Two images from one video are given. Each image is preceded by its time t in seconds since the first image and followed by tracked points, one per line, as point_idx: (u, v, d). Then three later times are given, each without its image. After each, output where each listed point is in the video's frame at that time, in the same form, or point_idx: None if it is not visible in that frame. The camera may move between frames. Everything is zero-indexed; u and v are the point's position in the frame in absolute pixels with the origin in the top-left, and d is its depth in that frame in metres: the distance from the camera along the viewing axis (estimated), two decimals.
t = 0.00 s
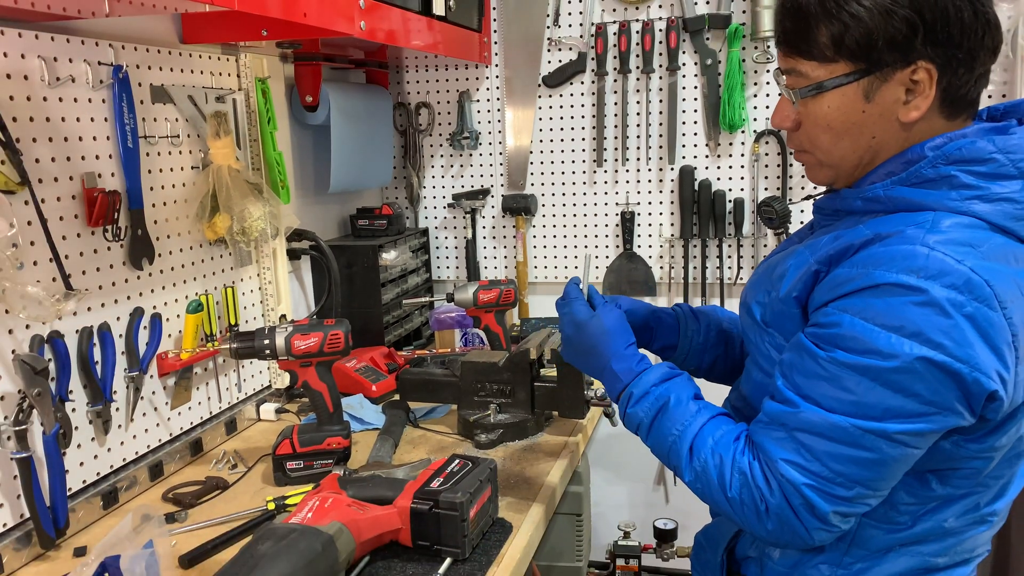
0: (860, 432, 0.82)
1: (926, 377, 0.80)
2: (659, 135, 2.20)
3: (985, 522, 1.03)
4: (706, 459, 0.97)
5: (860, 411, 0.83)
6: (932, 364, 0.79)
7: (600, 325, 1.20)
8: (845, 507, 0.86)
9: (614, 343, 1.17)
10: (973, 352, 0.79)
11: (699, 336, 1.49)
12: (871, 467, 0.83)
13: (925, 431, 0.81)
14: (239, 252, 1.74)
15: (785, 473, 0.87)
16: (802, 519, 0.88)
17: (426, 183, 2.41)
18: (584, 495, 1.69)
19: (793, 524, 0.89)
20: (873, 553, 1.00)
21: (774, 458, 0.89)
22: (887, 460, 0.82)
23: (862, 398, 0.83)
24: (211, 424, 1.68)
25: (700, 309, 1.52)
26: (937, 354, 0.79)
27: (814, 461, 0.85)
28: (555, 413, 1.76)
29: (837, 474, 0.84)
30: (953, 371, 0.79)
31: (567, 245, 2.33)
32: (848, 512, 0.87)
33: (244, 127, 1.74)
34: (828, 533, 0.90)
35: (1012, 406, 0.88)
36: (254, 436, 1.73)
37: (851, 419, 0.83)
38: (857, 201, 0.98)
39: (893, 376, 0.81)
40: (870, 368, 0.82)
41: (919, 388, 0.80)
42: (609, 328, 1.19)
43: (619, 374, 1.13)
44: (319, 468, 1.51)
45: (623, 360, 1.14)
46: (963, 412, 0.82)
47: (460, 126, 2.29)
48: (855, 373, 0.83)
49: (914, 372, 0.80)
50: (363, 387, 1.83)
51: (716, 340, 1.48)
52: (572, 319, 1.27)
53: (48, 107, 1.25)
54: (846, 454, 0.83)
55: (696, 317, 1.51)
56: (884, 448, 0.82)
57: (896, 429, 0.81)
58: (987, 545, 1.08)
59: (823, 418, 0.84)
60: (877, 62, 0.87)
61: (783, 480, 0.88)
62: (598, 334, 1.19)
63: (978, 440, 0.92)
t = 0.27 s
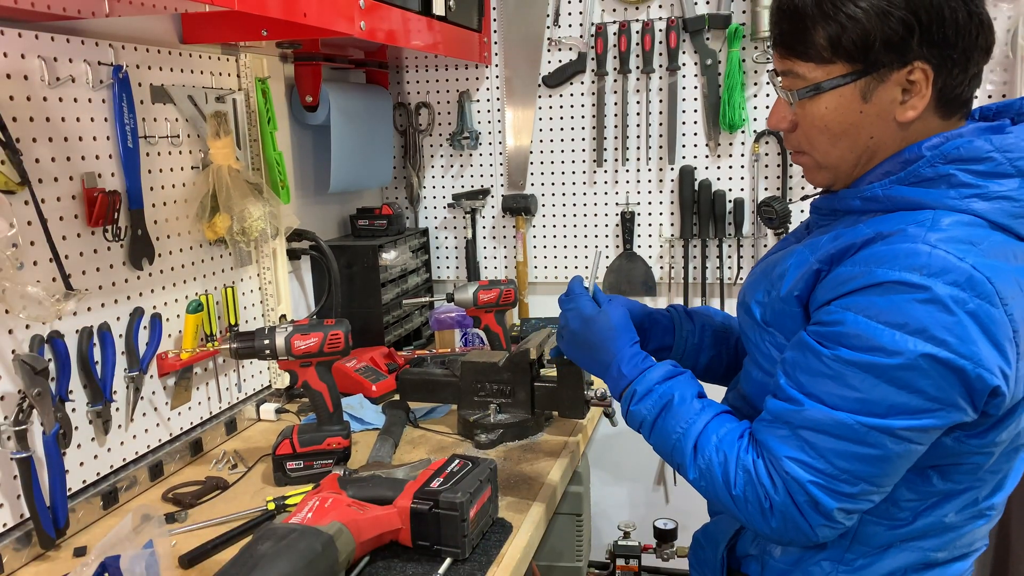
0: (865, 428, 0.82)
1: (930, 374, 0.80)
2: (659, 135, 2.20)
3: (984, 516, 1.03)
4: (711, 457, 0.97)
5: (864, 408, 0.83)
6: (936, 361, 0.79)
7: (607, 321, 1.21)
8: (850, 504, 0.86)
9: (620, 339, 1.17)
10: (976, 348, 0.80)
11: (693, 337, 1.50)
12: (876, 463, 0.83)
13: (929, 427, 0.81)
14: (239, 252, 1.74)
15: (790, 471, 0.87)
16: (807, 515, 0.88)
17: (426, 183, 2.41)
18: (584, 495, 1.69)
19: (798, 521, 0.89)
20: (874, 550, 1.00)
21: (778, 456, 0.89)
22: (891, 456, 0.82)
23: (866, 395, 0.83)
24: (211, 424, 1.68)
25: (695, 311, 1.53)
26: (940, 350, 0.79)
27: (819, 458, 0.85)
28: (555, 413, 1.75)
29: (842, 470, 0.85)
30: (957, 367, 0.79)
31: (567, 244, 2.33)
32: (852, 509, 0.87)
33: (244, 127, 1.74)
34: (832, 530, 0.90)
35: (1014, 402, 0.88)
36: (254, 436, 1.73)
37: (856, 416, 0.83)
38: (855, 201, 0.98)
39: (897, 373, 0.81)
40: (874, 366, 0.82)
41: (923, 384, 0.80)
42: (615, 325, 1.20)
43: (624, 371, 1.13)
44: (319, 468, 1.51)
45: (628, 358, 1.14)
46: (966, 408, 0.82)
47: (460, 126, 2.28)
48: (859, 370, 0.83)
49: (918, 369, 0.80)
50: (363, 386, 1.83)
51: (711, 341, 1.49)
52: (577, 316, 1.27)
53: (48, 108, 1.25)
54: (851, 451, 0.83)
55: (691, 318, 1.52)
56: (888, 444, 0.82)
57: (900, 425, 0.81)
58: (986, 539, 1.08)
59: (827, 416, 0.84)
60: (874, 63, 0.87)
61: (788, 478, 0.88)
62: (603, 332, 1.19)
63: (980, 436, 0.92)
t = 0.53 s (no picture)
0: (872, 430, 0.82)
1: (936, 376, 0.80)
2: (659, 135, 2.20)
3: (984, 515, 1.03)
4: (716, 461, 0.96)
5: (871, 410, 0.83)
6: (941, 362, 0.79)
7: (600, 329, 1.20)
8: (856, 505, 0.86)
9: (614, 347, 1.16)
10: (981, 349, 0.80)
11: (694, 338, 1.50)
12: (882, 465, 0.83)
13: (935, 428, 0.81)
14: (239, 252, 1.74)
15: (797, 473, 0.87)
16: (814, 518, 0.88)
17: (426, 182, 2.41)
18: (584, 495, 1.69)
19: (805, 524, 0.89)
20: (876, 549, 1.00)
21: (784, 459, 0.89)
22: (897, 457, 0.83)
23: (872, 397, 0.83)
24: (211, 424, 1.68)
25: (696, 313, 1.54)
26: (945, 352, 0.79)
27: (825, 461, 0.85)
28: (554, 413, 1.75)
29: (849, 472, 0.85)
30: (962, 369, 0.80)
31: (568, 244, 2.32)
32: (858, 511, 0.87)
33: (244, 127, 1.74)
34: (839, 532, 0.90)
35: (1017, 402, 0.89)
36: (254, 436, 1.73)
37: (863, 418, 0.83)
38: (856, 203, 0.99)
39: (903, 375, 0.81)
40: (880, 368, 0.82)
41: (928, 386, 0.80)
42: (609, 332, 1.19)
43: (624, 379, 1.12)
44: (319, 468, 1.51)
45: (627, 365, 1.13)
46: (971, 409, 0.82)
47: (460, 126, 2.28)
48: (865, 372, 0.83)
49: (924, 371, 0.80)
50: (363, 386, 1.83)
51: (711, 342, 1.49)
52: (572, 323, 1.25)
53: (48, 107, 1.25)
54: (857, 453, 0.83)
55: (691, 320, 1.52)
56: (895, 446, 0.82)
57: (906, 427, 0.81)
58: (985, 538, 1.08)
59: (833, 418, 0.84)
60: (874, 64, 0.87)
61: (794, 481, 0.88)
62: (600, 340, 1.18)
63: (983, 436, 0.92)
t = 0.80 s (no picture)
0: (888, 437, 0.82)
1: (949, 379, 0.80)
2: (659, 135, 2.20)
3: (990, 519, 1.03)
4: (728, 481, 0.96)
5: (885, 416, 0.83)
6: (953, 365, 0.80)
7: (586, 359, 1.20)
8: (875, 513, 0.86)
9: (602, 376, 1.16)
10: (991, 352, 0.80)
11: (693, 324, 1.50)
12: (899, 471, 0.83)
13: (951, 431, 0.82)
14: (239, 252, 1.74)
15: (815, 485, 0.87)
16: (835, 529, 0.88)
17: (426, 182, 2.41)
18: (584, 495, 1.69)
19: (826, 535, 0.89)
20: (882, 553, 1.00)
21: (802, 470, 0.88)
22: (914, 462, 0.83)
23: (886, 403, 0.83)
24: (211, 424, 1.68)
25: (698, 296, 1.53)
26: (957, 355, 0.79)
27: (842, 470, 0.85)
28: (555, 413, 1.75)
29: (867, 480, 0.85)
30: (974, 371, 0.80)
31: (571, 246, 2.32)
32: (877, 518, 0.87)
33: (244, 127, 1.74)
34: (859, 540, 0.90)
35: None
36: (255, 436, 1.73)
37: (878, 425, 0.83)
38: (859, 206, 0.99)
39: (916, 380, 0.81)
40: (892, 374, 0.82)
41: (941, 389, 0.80)
42: (596, 360, 1.19)
43: (621, 407, 1.11)
44: (319, 468, 1.51)
45: (622, 392, 1.13)
46: (984, 409, 0.83)
47: (460, 126, 2.28)
48: (877, 379, 0.83)
49: (937, 374, 0.80)
50: (363, 386, 1.84)
51: (711, 327, 1.49)
52: (559, 362, 1.26)
53: (48, 108, 1.25)
54: (873, 460, 0.83)
55: (693, 304, 1.52)
56: (911, 451, 0.82)
57: (923, 432, 0.81)
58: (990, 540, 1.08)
59: (848, 427, 0.84)
60: (873, 63, 0.87)
61: (812, 492, 0.87)
62: (591, 371, 1.18)
63: (992, 440, 0.92)
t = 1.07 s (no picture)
0: (895, 445, 0.82)
1: (959, 390, 0.80)
2: (659, 135, 2.20)
3: (995, 519, 1.04)
4: (726, 488, 0.95)
5: (892, 424, 0.83)
6: (963, 374, 0.79)
7: (567, 375, 1.18)
8: (879, 519, 0.87)
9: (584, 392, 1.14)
10: (1003, 362, 0.80)
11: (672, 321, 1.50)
12: (904, 479, 0.83)
13: (957, 440, 0.82)
14: (239, 252, 1.74)
15: (818, 489, 0.87)
16: (837, 533, 0.88)
17: (425, 182, 2.41)
18: (584, 495, 1.69)
19: (828, 540, 0.89)
20: (888, 556, 1.00)
21: (805, 475, 0.88)
22: (919, 470, 0.83)
23: (894, 411, 0.82)
24: (211, 424, 1.68)
25: (674, 290, 1.52)
26: (968, 365, 0.79)
27: (848, 476, 0.85)
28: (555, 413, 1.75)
29: (871, 487, 0.85)
30: (984, 382, 0.80)
31: (570, 246, 2.32)
32: (880, 524, 0.87)
33: (245, 127, 1.74)
34: (860, 545, 0.90)
35: None
36: (255, 436, 1.73)
37: (885, 433, 0.83)
38: (866, 210, 0.99)
39: (925, 389, 0.80)
40: (901, 382, 0.81)
41: (951, 399, 0.80)
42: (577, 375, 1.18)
43: (609, 419, 1.09)
44: (319, 468, 1.51)
45: (609, 404, 1.11)
46: (992, 418, 0.83)
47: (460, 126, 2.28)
48: (885, 387, 0.83)
49: (947, 385, 0.80)
50: (363, 386, 1.83)
51: (691, 321, 1.49)
52: (539, 382, 1.23)
53: (48, 108, 1.25)
54: (879, 467, 0.83)
55: (670, 300, 1.51)
56: (917, 459, 0.82)
57: (930, 440, 0.81)
58: (996, 540, 1.09)
59: (854, 433, 0.84)
60: (872, 61, 0.87)
61: (816, 496, 0.88)
62: (574, 387, 1.16)
63: (1001, 445, 0.93)
